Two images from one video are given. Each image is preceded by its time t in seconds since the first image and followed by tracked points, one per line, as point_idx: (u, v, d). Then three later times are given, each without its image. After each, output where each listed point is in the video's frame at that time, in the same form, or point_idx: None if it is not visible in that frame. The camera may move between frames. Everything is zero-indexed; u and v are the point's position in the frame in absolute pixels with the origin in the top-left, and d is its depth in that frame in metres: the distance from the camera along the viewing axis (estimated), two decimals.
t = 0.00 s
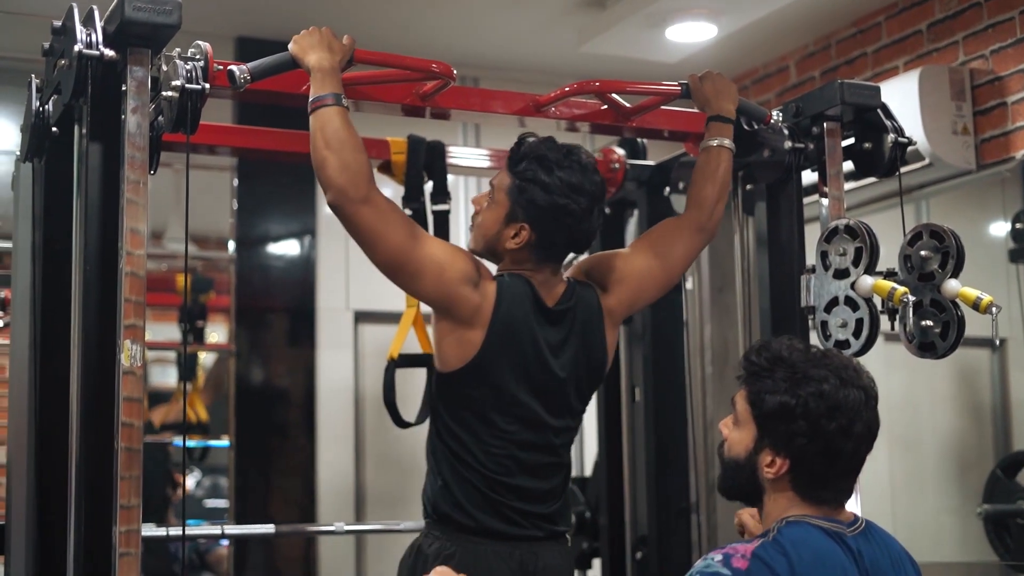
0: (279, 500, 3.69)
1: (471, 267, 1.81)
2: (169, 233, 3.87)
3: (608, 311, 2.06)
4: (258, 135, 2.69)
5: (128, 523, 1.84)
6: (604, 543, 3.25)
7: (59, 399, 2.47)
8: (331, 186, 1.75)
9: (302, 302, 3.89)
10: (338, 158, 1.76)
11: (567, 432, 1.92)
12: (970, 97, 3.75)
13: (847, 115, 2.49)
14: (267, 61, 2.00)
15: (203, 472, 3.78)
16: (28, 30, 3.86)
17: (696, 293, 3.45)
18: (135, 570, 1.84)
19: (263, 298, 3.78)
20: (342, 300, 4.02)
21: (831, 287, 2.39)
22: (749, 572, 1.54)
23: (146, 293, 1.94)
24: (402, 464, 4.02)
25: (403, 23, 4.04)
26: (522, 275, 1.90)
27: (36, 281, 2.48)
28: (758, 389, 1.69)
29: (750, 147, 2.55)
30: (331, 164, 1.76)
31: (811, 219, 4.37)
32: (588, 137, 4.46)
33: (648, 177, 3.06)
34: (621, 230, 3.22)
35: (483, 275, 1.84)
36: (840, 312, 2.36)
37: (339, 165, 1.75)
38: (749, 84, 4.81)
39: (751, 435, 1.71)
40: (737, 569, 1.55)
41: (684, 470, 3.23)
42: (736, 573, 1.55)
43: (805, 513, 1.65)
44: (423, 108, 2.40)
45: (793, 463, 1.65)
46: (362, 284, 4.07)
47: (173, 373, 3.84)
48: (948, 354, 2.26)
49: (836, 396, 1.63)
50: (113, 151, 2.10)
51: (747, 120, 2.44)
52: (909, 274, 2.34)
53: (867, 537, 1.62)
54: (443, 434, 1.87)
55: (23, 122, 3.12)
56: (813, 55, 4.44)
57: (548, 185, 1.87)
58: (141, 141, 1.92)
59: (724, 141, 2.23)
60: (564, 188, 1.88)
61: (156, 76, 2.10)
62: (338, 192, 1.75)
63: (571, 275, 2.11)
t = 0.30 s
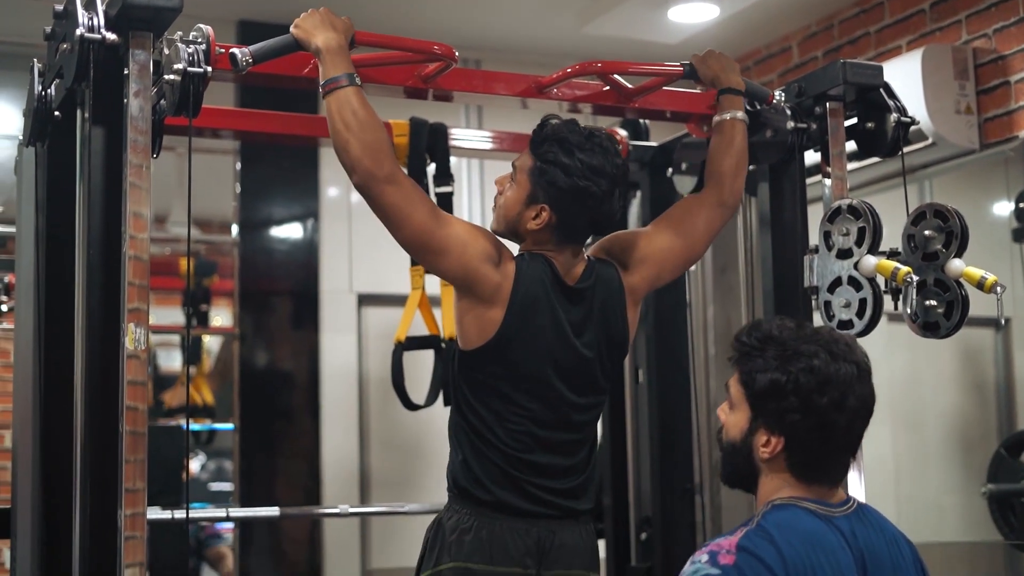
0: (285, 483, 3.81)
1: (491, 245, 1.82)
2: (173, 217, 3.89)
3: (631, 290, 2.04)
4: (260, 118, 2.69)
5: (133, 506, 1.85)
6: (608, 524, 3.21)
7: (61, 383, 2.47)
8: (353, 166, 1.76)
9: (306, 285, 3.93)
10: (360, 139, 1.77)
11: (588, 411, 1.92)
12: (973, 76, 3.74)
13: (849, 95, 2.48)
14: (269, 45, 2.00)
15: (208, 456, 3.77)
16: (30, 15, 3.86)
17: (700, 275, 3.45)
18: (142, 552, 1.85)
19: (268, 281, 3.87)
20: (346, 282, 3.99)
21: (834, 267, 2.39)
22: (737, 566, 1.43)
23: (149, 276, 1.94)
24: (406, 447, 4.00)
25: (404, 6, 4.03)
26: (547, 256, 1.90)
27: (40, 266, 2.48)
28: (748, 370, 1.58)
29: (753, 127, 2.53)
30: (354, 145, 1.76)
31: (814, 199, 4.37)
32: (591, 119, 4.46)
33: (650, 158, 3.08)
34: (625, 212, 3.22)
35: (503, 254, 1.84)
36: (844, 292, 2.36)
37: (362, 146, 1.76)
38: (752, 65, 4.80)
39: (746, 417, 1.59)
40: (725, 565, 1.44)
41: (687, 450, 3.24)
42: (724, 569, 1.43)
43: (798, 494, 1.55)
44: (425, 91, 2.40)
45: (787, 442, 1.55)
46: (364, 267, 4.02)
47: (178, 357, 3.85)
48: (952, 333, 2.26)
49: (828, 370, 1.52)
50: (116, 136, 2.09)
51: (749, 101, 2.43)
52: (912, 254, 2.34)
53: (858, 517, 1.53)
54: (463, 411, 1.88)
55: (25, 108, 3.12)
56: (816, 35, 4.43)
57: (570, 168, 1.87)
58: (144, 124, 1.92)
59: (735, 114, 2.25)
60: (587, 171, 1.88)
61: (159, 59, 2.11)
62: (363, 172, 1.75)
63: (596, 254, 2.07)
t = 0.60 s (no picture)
0: (290, 478, 3.80)
1: (496, 241, 1.81)
2: (177, 213, 3.89)
3: (638, 282, 2.03)
4: (263, 113, 2.69)
5: (139, 502, 1.85)
6: (613, 518, 3.26)
7: (66, 379, 2.47)
8: (355, 167, 1.76)
9: (310, 279, 3.92)
10: (363, 137, 1.76)
11: (590, 405, 1.91)
12: (977, 68, 3.74)
13: (853, 87, 2.48)
14: (273, 39, 1.99)
15: (213, 450, 3.83)
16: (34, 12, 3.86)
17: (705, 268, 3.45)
18: (148, 548, 1.85)
19: (271, 275, 3.86)
20: (350, 277, 4.00)
21: (839, 259, 2.38)
22: None
23: (153, 272, 1.94)
24: (412, 442, 4.02)
25: None
26: (549, 249, 1.90)
27: (44, 263, 2.49)
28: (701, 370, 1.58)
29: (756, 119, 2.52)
30: (357, 144, 1.76)
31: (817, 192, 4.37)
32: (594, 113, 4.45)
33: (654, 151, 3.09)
34: (628, 205, 3.22)
35: (507, 249, 1.84)
36: (848, 284, 2.36)
37: (365, 145, 1.76)
38: (755, 57, 4.79)
39: (713, 421, 1.57)
40: None
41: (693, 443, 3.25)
42: None
43: (776, 493, 1.49)
44: (429, 85, 2.39)
45: (751, 425, 1.51)
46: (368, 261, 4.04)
47: (183, 352, 3.85)
48: (958, 325, 2.26)
49: (769, 345, 1.50)
50: (120, 132, 2.09)
51: (754, 93, 2.43)
52: (918, 246, 2.34)
53: (841, 510, 1.48)
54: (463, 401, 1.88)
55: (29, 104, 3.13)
56: (819, 27, 4.42)
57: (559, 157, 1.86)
58: (147, 120, 1.92)
59: (744, 97, 2.23)
60: (576, 157, 1.86)
61: (163, 55, 2.10)
62: (366, 172, 1.75)
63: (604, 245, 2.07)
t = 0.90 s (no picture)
0: (296, 486, 3.81)
1: (501, 255, 1.81)
2: (183, 221, 3.90)
3: (641, 294, 2.03)
4: (267, 121, 2.69)
5: (143, 511, 1.85)
6: (619, 522, 3.34)
7: (69, 386, 2.48)
8: (357, 168, 1.78)
9: (315, 286, 3.94)
10: (365, 139, 1.78)
11: (600, 420, 1.91)
12: (981, 73, 3.73)
13: (856, 93, 2.46)
14: (277, 46, 1.99)
15: (219, 459, 3.79)
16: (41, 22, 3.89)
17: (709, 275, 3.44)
18: (153, 556, 1.86)
19: (277, 283, 3.87)
20: (356, 284, 4.03)
21: (843, 265, 2.38)
22: None
23: (157, 280, 1.94)
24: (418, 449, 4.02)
25: (411, 8, 4.04)
26: (538, 258, 1.91)
27: (49, 271, 2.50)
28: (688, 382, 1.63)
29: (759, 126, 2.51)
30: (360, 146, 1.78)
31: (823, 198, 4.36)
32: (599, 120, 4.46)
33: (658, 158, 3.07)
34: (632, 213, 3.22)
35: (512, 267, 1.83)
36: (853, 290, 2.35)
37: (366, 147, 1.78)
38: (761, 63, 4.79)
39: (703, 430, 1.62)
40: None
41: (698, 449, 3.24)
42: None
43: (777, 502, 1.51)
44: (432, 93, 2.40)
45: (741, 432, 1.56)
46: (374, 267, 4.07)
47: (188, 360, 3.85)
48: (962, 330, 2.25)
49: (751, 352, 1.56)
50: (124, 141, 2.10)
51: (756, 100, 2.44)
52: (921, 252, 2.33)
53: (844, 517, 1.49)
54: (474, 423, 1.87)
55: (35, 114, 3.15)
56: (824, 33, 4.41)
57: (546, 165, 1.88)
58: (151, 128, 1.93)
59: (740, 111, 2.24)
60: (561, 166, 1.88)
61: (166, 64, 2.11)
62: (366, 172, 1.77)
63: (604, 258, 2.05)
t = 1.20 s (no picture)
0: (304, 495, 3.82)
1: (528, 262, 1.82)
2: (190, 230, 3.91)
3: (673, 302, 1.99)
4: (277, 130, 2.70)
5: (154, 520, 1.85)
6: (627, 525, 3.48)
7: (82, 395, 2.49)
8: (378, 181, 1.81)
9: (324, 296, 3.95)
10: (382, 152, 1.80)
11: (637, 429, 1.90)
12: (989, 80, 3.74)
13: (866, 100, 2.48)
14: (287, 56, 1.99)
15: (228, 467, 3.87)
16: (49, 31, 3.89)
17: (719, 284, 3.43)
18: (164, 565, 1.85)
19: (284, 292, 3.89)
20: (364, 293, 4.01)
21: (853, 272, 2.38)
22: None
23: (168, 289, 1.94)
24: (426, 458, 4.01)
25: (419, 17, 4.05)
26: (569, 267, 1.89)
27: (58, 279, 2.49)
28: (722, 382, 1.63)
29: (769, 134, 2.51)
30: (378, 159, 1.81)
31: (831, 206, 4.37)
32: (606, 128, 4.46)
33: (668, 166, 3.10)
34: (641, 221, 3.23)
35: (541, 274, 1.84)
36: (863, 298, 2.35)
37: (384, 159, 1.80)
38: (767, 71, 4.79)
39: (733, 433, 1.62)
40: None
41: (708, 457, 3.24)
42: None
43: (801, 506, 1.53)
44: (442, 102, 2.40)
45: (774, 437, 1.56)
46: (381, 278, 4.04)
47: (196, 369, 3.92)
48: (972, 337, 2.25)
49: (788, 357, 1.57)
50: (134, 149, 2.10)
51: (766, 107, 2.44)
52: (932, 259, 2.33)
53: (867, 522, 1.51)
54: (508, 436, 1.86)
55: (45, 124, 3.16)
56: (831, 40, 4.42)
57: (569, 171, 1.88)
58: (162, 138, 1.93)
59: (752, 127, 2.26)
60: (584, 170, 1.88)
61: (177, 73, 2.11)
62: (385, 185, 1.81)
63: (632, 268, 2.01)
